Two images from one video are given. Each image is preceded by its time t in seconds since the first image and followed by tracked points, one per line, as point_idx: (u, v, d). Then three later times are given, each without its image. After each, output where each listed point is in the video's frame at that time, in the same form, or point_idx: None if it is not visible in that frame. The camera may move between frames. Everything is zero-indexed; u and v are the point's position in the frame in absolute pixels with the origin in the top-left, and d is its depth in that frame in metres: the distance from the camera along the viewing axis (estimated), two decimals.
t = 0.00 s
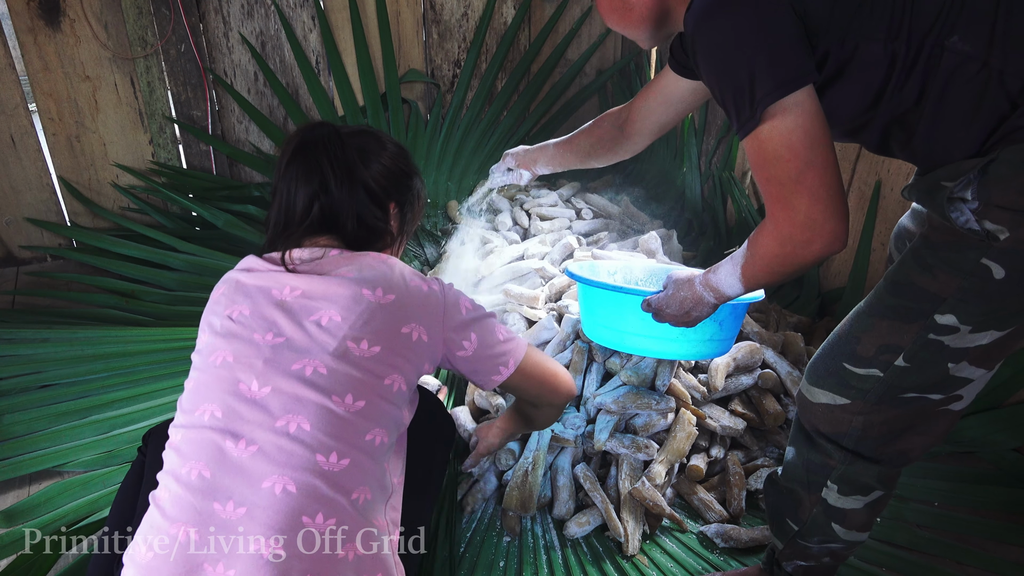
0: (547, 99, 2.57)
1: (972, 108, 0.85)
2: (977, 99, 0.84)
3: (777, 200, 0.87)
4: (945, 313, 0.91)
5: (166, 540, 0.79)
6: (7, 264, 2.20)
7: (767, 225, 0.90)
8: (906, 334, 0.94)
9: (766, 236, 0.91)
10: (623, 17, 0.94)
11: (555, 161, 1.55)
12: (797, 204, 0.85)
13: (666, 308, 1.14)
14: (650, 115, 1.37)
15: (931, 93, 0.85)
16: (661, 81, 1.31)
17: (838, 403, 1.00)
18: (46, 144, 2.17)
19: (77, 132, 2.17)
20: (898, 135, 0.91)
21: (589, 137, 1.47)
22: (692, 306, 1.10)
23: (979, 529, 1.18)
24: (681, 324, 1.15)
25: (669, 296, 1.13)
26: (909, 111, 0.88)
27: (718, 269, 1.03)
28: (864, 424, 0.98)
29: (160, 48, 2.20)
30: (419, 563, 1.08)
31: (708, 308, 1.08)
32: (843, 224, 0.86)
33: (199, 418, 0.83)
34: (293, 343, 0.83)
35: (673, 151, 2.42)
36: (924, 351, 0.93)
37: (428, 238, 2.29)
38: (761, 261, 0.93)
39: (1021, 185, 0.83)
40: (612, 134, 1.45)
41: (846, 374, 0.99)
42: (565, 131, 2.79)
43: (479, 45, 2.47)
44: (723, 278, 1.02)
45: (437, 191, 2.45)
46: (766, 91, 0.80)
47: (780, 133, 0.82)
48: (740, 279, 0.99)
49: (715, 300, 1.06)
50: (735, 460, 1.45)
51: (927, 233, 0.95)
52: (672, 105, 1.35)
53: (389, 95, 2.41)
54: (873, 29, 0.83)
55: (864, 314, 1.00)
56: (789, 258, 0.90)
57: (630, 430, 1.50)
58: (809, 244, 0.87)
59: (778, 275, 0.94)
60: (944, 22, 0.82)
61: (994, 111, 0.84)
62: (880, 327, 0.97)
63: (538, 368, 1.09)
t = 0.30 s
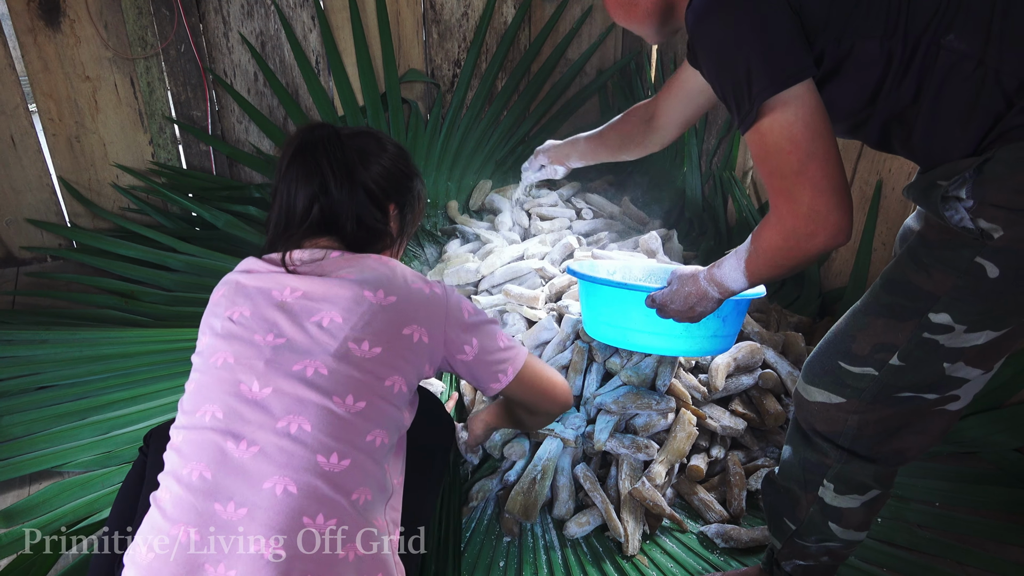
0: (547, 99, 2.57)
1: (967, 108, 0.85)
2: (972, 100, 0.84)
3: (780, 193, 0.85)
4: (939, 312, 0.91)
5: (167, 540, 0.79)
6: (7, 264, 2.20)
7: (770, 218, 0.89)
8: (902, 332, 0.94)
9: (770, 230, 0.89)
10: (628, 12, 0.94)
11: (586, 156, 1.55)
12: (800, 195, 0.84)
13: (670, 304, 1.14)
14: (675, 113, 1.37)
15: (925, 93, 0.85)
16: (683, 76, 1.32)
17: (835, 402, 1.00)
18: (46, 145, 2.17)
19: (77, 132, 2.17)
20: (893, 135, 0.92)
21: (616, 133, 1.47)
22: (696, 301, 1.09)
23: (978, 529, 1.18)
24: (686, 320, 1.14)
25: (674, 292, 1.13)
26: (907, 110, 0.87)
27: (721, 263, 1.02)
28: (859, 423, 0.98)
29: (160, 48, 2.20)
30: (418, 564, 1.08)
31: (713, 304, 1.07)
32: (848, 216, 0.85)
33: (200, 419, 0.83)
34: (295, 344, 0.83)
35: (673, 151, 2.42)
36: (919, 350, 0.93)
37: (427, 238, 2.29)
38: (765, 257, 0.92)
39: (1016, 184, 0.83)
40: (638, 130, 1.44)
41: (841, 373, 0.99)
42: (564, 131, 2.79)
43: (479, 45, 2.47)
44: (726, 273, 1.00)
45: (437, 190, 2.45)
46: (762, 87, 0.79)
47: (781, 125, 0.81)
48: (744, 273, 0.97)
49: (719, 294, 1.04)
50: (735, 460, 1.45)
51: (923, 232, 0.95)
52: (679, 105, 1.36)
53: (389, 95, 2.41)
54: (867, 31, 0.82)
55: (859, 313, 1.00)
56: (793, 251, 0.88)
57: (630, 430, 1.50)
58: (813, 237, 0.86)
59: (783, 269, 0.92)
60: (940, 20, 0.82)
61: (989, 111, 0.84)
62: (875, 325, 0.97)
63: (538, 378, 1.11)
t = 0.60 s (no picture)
0: (547, 100, 2.57)
1: (970, 98, 0.84)
2: (975, 91, 0.84)
3: (788, 165, 0.83)
4: (942, 306, 0.91)
5: (169, 540, 0.79)
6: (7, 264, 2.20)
7: (777, 191, 0.87)
8: (906, 327, 0.94)
9: (776, 203, 0.87)
10: None
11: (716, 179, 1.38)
12: (808, 167, 0.81)
13: (677, 278, 1.10)
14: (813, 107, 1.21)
15: (932, 78, 0.84)
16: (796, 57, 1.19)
17: (842, 400, 1.00)
18: (46, 144, 2.17)
19: (77, 132, 2.17)
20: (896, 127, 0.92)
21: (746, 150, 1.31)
22: (703, 275, 1.05)
23: (979, 529, 1.18)
24: (692, 296, 1.10)
25: (681, 266, 1.08)
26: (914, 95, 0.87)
27: (728, 238, 0.99)
28: (867, 421, 0.98)
29: (160, 48, 2.20)
30: (419, 561, 1.11)
31: (720, 279, 1.04)
32: (856, 189, 0.82)
33: (201, 419, 0.83)
34: (296, 345, 0.83)
35: (673, 152, 2.42)
36: (923, 346, 0.93)
37: (427, 238, 2.29)
38: (772, 230, 0.90)
39: (1014, 177, 0.83)
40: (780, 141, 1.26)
41: (848, 370, 1.00)
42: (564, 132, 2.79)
43: (479, 45, 2.47)
44: (733, 247, 0.98)
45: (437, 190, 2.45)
46: (771, 60, 0.77)
47: (790, 96, 0.78)
48: (751, 247, 0.95)
49: (726, 270, 1.01)
50: (735, 460, 1.45)
51: (926, 228, 0.95)
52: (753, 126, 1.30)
53: (389, 95, 2.41)
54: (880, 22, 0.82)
55: (864, 309, 1.00)
56: (799, 224, 0.86)
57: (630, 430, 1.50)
58: (818, 210, 0.84)
59: (789, 243, 0.90)
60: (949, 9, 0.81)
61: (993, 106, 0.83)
62: (878, 321, 0.97)
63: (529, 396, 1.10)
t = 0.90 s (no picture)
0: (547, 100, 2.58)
1: (984, 80, 0.82)
2: (990, 72, 0.81)
3: (821, 122, 0.83)
4: (955, 302, 0.91)
5: (168, 544, 0.79)
6: (7, 264, 2.20)
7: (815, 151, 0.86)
8: (920, 324, 0.95)
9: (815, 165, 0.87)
10: None
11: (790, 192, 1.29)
12: (840, 124, 0.81)
13: (724, 255, 1.12)
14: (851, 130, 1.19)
15: (949, 55, 0.82)
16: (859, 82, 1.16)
17: (861, 399, 1.00)
18: (46, 144, 2.17)
19: (77, 132, 2.17)
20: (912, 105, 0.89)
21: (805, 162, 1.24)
22: (750, 249, 1.07)
23: (979, 529, 1.18)
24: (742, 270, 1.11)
25: (727, 243, 1.10)
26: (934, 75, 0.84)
27: (770, 210, 1.00)
28: (886, 421, 0.97)
29: (160, 48, 2.20)
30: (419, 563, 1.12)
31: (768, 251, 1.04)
32: (892, 145, 0.81)
33: (199, 423, 0.83)
34: (293, 348, 0.83)
35: (673, 152, 2.42)
36: (939, 343, 0.92)
37: (427, 238, 2.29)
38: (813, 191, 0.89)
39: None
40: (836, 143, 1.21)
41: (866, 369, 1.00)
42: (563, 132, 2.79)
43: (479, 45, 2.47)
44: (776, 219, 0.98)
45: (437, 190, 2.44)
46: (791, 25, 0.77)
47: (822, 52, 0.78)
48: (794, 216, 0.95)
49: (773, 241, 1.02)
50: (735, 460, 1.45)
51: (939, 224, 0.96)
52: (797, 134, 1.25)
53: (389, 95, 2.41)
54: None
55: (881, 309, 1.01)
56: (835, 182, 0.86)
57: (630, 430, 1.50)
58: (854, 167, 0.83)
59: (831, 204, 0.89)
60: None
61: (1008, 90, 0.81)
62: (894, 319, 0.98)
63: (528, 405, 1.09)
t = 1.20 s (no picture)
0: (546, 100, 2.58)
1: (994, 72, 0.85)
2: (1000, 65, 0.84)
3: (842, 106, 0.88)
4: (966, 297, 0.91)
5: (174, 544, 0.79)
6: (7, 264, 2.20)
7: (835, 138, 0.92)
8: (931, 319, 0.95)
9: (836, 153, 0.92)
10: None
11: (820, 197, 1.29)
12: (860, 106, 0.86)
13: (750, 266, 1.14)
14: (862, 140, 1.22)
15: (962, 47, 0.85)
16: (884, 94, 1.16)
17: (877, 398, 0.99)
18: (47, 144, 2.17)
19: (77, 132, 2.17)
20: (928, 89, 0.93)
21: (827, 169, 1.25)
22: (776, 257, 1.09)
23: (981, 530, 1.18)
24: (768, 280, 1.14)
25: (751, 254, 1.13)
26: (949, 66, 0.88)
27: (792, 213, 1.04)
28: (900, 419, 0.97)
29: (160, 48, 2.20)
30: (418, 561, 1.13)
31: (793, 257, 1.07)
32: (910, 128, 0.86)
33: (202, 423, 0.83)
34: (299, 347, 0.83)
35: (673, 152, 2.42)
36: (951, 339, 0.93)
37: (427, 238, 2.29)
38: (832, 178, 0.94)
39: None
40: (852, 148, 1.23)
41: (882, 367, 0.99)
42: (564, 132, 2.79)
43: (479, 45, 2.47)
44: (798, 219, 1.02)
45: (437, 190, 2.44)
46: (806, 12, 0.83)
47: (843, 34, 0.83)
48: (817, 214, 1.00)
49: (798, 246, 1.05)
50: (735, 460, 1.44)
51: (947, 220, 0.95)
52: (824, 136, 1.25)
53: (389, 96, 2.41)
54: None
55: (895, 306, 1.01)
56: (855, 165, 0.91)
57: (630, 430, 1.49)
58: (873, 150, 0.88)
59: (850, 191, 0.94)
60: None
61: (1015, 85, 0.84)
62: (908, 314, 0.97)
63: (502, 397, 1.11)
